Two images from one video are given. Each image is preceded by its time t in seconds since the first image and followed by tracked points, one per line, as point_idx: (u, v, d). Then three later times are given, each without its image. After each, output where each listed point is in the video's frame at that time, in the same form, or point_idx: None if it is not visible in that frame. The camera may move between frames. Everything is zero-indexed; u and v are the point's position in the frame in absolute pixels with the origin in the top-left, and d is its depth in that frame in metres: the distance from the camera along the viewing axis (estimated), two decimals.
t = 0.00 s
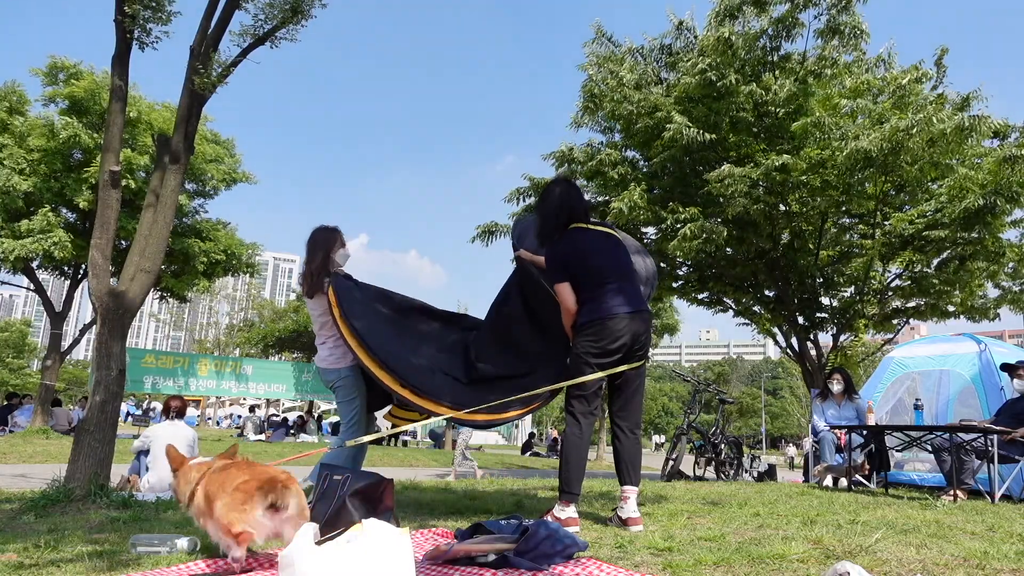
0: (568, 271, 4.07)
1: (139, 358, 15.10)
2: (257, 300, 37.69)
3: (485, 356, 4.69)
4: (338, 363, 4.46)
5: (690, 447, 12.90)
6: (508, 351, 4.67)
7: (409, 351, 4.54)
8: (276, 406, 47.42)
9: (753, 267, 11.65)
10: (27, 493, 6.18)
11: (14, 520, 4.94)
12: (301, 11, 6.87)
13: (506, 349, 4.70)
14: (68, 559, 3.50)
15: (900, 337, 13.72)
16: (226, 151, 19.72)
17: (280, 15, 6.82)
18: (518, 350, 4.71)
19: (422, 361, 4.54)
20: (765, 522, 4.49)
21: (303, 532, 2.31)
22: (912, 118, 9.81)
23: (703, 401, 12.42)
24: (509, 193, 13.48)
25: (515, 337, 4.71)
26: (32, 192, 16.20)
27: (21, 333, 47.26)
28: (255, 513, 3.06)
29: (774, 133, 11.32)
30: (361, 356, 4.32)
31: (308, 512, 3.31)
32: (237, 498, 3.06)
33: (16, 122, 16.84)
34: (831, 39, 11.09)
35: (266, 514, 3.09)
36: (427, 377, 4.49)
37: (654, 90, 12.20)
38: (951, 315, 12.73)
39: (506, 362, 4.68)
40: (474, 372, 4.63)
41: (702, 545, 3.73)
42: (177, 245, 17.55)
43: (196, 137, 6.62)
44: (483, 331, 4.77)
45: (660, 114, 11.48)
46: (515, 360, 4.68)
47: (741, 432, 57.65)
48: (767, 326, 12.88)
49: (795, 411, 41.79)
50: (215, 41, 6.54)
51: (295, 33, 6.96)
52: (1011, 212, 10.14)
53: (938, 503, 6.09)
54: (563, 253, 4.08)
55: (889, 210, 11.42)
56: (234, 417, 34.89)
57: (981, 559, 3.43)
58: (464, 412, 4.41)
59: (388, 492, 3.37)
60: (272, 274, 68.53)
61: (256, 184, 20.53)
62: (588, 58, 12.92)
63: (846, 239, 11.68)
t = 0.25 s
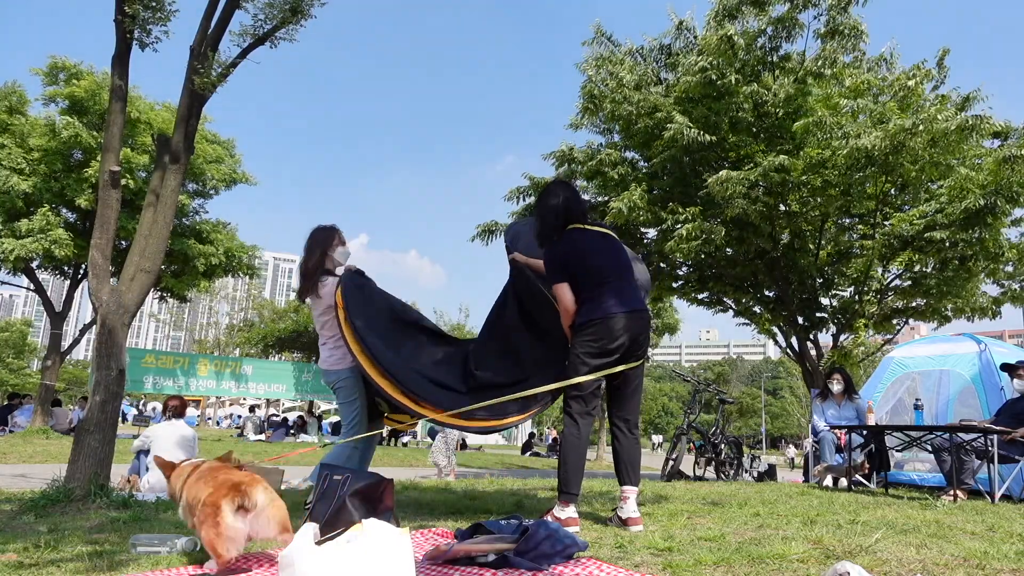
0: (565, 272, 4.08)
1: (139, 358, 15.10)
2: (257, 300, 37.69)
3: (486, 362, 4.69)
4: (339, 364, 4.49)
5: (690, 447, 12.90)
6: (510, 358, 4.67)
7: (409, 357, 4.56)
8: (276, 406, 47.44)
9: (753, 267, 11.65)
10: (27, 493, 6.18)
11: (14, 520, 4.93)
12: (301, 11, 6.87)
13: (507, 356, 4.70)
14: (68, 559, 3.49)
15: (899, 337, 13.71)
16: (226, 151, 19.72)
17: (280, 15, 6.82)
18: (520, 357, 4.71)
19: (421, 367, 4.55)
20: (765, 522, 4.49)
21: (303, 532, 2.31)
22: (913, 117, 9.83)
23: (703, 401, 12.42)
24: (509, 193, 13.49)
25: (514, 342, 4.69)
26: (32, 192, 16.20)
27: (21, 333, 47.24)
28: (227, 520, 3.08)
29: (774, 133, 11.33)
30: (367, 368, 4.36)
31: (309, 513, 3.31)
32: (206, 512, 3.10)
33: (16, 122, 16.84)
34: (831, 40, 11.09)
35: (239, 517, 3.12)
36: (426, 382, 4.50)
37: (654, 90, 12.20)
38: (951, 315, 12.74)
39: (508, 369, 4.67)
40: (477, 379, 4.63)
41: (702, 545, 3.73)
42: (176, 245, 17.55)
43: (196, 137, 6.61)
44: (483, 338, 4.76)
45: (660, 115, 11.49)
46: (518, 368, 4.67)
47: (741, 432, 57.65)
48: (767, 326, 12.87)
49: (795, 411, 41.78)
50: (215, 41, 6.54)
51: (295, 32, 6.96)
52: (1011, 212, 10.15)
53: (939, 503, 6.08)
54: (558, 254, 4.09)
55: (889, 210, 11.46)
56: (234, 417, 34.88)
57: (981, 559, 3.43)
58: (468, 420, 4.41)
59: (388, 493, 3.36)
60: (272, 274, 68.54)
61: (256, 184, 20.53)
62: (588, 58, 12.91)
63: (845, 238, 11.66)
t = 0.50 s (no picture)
0: (560, 273, 4.08)
1: (139, 358, 15.11)
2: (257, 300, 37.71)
3: (483, 369, 4.72)
4: (342, 364, 4.55)
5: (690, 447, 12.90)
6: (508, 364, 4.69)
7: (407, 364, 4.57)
8: (276, 406, 47.46)
9: (754, 267, 11.66)
10: (27, 493, 6.18)
11: (14, 520, 4.93)
12: (301, 11, 6.87)
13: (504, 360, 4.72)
14: (67, 558, 3.50)
15: (899, 337, 13.72)
16: (226, 152, 19.72)
17: (280, 15, 6.82)
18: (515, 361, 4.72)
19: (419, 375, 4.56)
20: (764, 522, 4.49)
21: (303, 533, 2.31)
22: (915, 119, 9.86)
23: (703, 401, 12.43)
24: (509, 193, 13.49)
25: (510, 347, 4.75)
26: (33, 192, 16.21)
27: (21, 333, 47.23)
28: (217, 512, 3.11)
29: (774, 133, 11.30)
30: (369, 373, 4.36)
31: (310, 512, 3.32)
32: (198, 504, 3.14)
33: (16, 122, 16.84)
34: (832, 40, 11.09)
35: (231, 510, 3.15)
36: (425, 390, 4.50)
37: (654, 90, 12.20)
38: (950, 315, 12.74)
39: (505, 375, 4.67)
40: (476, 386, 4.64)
41: (702, 545, 3.74)
42: (177, 245, 17.55)
43: (196, 137, 6.61)
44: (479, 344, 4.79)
45: (661, 115, 11.50)
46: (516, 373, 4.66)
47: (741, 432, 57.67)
48: (767, 326, 12.86)
49: (795, 411, 41.79)
50: (215, 41, 6.54)
51: (295, 33, 6.96)
52: (1011, 212, 10.17)
53: (939, 503, 6.09)
54: (553, 256, 4.10)
55: (890, 210, 11.48)
56: (234, 417, 34.87)
57: (981, 558, 3.42)
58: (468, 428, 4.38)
59: (388, 492, 3.34)
60: (272, 274, 68.58)
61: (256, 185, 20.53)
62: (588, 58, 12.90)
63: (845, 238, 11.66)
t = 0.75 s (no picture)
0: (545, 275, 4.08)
1: (139, 358, 15.11)
2: (257, 300, 37.72)
3: (473, 378, 4.69)
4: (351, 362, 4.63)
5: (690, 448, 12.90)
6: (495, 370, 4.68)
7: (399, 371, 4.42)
8: (276, 406, 47.47)
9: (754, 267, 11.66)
10: (27, 493, 6.18)
11: (14, 520, 4.93)
12: (301, 11, 6.87)
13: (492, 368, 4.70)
14: (67, 558, 3.50)
15: (899, 338, 13.72)
16: (226, 152, 19.72)
17: (280, 15, 6.82)
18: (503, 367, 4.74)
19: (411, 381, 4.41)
20: (764, 522, 4.49)
21: (303, 533, 2.31)
22: (915, 120, 9.87)
23: (703, 401, 12.43)
24: (508, 193, 13.50)
25: (495, 353, 4.77)
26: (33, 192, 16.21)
27: (21, 333, 47.22)
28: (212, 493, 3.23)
29: (774, 133, 11.33)
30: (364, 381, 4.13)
31: (310, 513, 3.32)
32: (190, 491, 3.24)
33: (16, 122, 16.84)
34: (834, 42, 11.07)
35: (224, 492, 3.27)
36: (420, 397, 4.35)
37: (654, 91, 12.20)
38: (950, 315, 12.74)
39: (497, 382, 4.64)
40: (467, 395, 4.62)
41: (702, 545, 3.73)
42: (177, 245, 17.55)
43: (196, 137, 6.61)
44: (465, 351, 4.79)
45: (660, 116, 11.52)
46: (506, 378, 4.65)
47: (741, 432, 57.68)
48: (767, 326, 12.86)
49: (795, 411, 41.77)
50: (215, 41, 6.54)
51: (295, 33, 6.96)
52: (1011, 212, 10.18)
53: (939, 503, 6.09)
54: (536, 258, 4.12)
55: (890, 209, 11.48)
56: (234, 417, 34.86)
57: (981, 559, 3.42)
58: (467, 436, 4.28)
59: (388, 491, 3.33)
60: (272, 274, 68.59)
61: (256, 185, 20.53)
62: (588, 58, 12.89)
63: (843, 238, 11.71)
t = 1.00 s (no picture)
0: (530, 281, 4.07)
1: (139, 358, 15.12)
2: (257, 300, 37.72)
3: (461, 383, 4.56)
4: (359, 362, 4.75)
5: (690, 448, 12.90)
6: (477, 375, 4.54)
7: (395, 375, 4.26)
8: (276, 406, 47.47)
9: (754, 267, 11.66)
10: (27, 493, 6.18)
11: (14, 520, 4.93)
12: (300, 11, 6.87)
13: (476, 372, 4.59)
14: (68, 559, 3.50)
15: (899, 338, 13.72)
16: (226, 152, 19.72)
17: (280, 15, 6.82)
18: (491, 372, 4.63)
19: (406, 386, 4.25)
20: (764, 522, 4.49)
21: (303, 533, 2.31)
22: (915, 121, 9.86)
23: (703, 402, 12.44)
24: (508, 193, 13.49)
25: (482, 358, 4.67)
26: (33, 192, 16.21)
27: (21, 333, 47.21)
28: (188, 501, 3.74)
29: (775, 132, 11.35)
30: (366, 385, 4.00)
31: (310, 512, 3.32)
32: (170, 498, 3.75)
33: (17, 122, 16.84)
34: (836, 43, 11.09)
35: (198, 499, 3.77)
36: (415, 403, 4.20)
37: (654, 90, 12.20)
38: (950, 315, 12.73)
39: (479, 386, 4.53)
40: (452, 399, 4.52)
41: (702, 545, 3.73)
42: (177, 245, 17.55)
43: (196, 137, 6.61)
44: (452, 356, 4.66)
45: (660, 116, 11.51)
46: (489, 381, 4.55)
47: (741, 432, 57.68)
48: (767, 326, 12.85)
49: (795, 410, 41.77)
50: (214, 41, 6.54)
51: (295, 33, 6.96)
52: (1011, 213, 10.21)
53: (939, 503, 6.08)
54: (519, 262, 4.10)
55: (890, 210, 11.45)
56: (234, 417, 34.85)
57: (981, 559, 3.42)
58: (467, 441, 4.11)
59: (388, 491, 3.32)
60: (272, 275, 68.62)
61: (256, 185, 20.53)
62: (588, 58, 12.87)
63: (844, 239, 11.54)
